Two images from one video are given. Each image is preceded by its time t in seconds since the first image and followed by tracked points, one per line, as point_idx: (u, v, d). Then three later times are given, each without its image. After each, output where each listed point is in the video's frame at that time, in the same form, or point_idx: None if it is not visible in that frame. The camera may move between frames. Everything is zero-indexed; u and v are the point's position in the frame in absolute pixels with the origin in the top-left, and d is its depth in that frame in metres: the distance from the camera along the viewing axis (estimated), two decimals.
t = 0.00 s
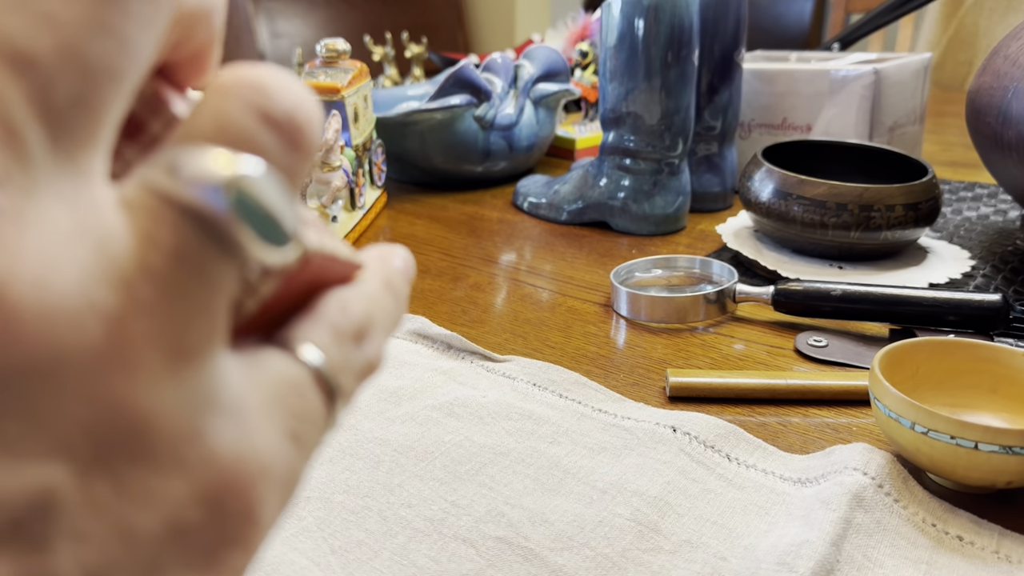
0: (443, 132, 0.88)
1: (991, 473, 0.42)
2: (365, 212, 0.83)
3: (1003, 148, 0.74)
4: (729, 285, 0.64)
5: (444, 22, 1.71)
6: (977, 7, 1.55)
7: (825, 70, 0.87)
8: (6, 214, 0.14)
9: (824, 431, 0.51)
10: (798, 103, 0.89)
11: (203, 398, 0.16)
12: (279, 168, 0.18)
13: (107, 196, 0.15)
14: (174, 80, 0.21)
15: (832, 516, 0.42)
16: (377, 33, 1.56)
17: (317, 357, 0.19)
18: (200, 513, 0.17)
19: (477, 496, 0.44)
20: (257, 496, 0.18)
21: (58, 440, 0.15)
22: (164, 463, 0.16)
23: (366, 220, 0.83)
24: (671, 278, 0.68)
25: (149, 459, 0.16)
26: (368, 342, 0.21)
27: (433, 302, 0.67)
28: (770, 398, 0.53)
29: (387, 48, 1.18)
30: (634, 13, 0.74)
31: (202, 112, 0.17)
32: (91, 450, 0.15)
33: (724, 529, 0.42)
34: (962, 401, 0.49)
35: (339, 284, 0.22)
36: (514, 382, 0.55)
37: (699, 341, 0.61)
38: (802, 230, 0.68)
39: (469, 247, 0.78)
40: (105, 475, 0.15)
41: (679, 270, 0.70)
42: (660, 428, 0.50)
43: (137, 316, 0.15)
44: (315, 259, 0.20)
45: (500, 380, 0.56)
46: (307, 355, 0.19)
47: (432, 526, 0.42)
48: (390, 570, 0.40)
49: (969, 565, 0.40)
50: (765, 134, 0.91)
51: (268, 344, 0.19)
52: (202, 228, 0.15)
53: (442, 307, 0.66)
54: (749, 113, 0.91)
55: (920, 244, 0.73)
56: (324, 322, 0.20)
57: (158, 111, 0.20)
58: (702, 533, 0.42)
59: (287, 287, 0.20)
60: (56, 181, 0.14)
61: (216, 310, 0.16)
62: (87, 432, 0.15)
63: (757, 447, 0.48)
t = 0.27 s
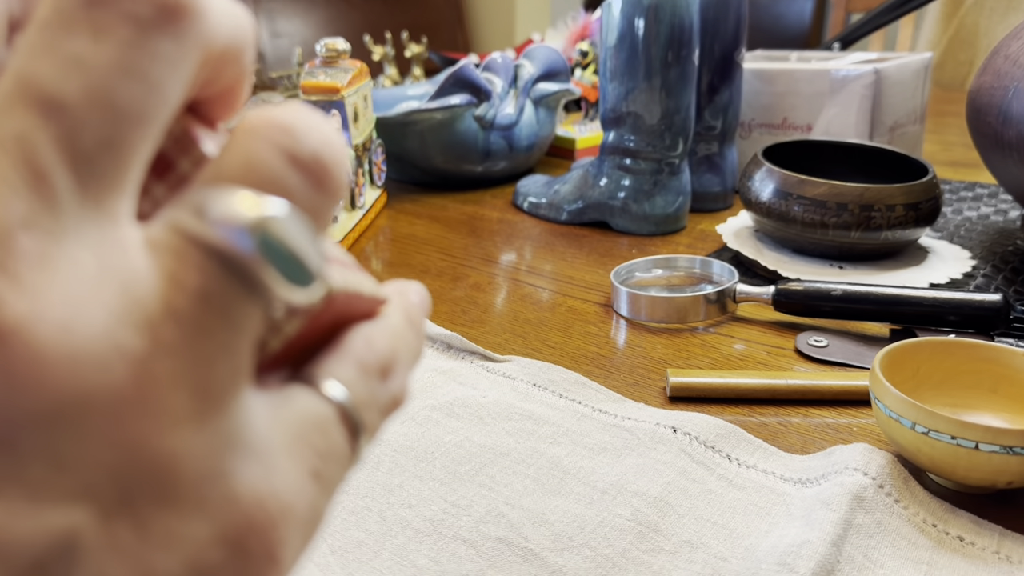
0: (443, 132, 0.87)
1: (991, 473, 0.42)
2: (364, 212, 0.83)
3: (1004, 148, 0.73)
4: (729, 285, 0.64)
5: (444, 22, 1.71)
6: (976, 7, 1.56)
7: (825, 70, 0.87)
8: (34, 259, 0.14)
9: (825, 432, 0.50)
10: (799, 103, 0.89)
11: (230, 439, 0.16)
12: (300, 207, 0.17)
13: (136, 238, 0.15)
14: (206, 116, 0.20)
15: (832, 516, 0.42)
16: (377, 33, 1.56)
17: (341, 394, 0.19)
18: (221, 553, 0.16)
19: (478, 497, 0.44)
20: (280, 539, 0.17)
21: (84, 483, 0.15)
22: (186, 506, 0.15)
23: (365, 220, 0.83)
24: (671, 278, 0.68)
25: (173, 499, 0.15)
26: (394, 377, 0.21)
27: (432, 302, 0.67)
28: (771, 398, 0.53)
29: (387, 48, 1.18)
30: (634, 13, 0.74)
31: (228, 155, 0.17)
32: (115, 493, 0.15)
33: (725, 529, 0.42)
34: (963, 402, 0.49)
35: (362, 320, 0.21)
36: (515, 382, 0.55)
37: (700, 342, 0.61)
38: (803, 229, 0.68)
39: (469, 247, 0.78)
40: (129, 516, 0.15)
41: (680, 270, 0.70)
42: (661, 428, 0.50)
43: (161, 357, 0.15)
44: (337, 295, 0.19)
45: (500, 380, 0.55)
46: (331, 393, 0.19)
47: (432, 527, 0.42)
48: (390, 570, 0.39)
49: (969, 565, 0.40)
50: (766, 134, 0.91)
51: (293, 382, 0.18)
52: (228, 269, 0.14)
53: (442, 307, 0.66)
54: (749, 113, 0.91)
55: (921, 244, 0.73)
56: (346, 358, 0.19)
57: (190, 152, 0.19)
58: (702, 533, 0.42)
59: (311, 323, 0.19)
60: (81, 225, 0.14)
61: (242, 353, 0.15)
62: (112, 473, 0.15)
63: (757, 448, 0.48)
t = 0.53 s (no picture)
0: (442, 131, 0.87)
1: (992, 473, 0.42)
2: (364, 212, 0.83)
3: (1005, 147, 0.73)
4: (730, 285, 0.64)
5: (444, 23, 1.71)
6: (977, 7, 1.55)
7: (826, 69, 0.87)
8: (23, 280, 0.14)
9: (826, 432, 0.50)
10: (799, 103, 0.88)
11: (219, 448, 0.16)
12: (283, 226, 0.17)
13: (122, 260, 0.15)
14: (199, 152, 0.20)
15: (833, 517, 0.42)
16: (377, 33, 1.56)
17: (342, 408, 0.19)
18: (210, 562, 0.16)
19: (478, 497, 0.44)
20: (273, 548, 0.17)
21: (73, 491, 0.14)
22: (174, 511, 0.15)
23: (365, 220, 0.83)
24: (672, 278, 0.68)
25: (162, 505, 0.15)
26: (399, 389, 0.21)
27: (432, 302, 0.67)
28: (771, 399, 0.53)
29: (387, 47, 1.18)
30: (634, 12, 0.74)
31: (209, 179, 0.17)
32: (105, 500, 0.15)
33: (727, 530, 0.42)
34: (964, 402, 0.49)
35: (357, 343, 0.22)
36: (515, 383, 0.55)
37: (700, 342, 0.61)
38: (804, 229, 0.68)
39: (469, 247, 0.78)
40: (117, 524, 0.15)
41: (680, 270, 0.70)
42: (662, 429, 0.49)
43: (149, 372, 0.15)
44: (316, 319, 0.20)
45: (500, 380, 0.55)
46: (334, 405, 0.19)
47: (433, 527, 0.42)
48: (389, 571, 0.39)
49: (970, 566, 0.40)
50: (767, 133, 0.91)
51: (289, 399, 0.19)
52: (212, 285, 0.15)
53: (442, 307, 0.66)
54: (750, 112, 0.91)
55: (921, 244, 0.73)
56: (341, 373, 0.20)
57: (178, 180, 0.19)
58: (703, 534, 0.42)
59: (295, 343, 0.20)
60: (69, 249, 0.15)
61: (231, 362, 0.16)
62: (101, 482, 0.15)
63: (758, 448, 0.48)
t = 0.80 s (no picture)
0: (442, 132, 0.87)
1: (991, 473, 0.42)
2: (364, 211, 0.83)
3: (1004, 148, 0.73)
4: (730, 285, 0.64)
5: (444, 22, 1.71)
6: (975, 7, 1.56)
7: (825, 70, 0.87)
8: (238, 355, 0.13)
9: (826, 432, 0.50)
10: (799, 103, 0.89)
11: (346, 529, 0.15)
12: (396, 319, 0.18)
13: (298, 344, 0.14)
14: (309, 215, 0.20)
15: (833, 516, 0.42)
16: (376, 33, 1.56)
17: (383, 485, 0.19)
18: None
19: (478, 496, 0.44)
20: None
21: None
22: None
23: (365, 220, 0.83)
24: (671, 278, 0.68)
25: None
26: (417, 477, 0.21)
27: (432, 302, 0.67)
28: (771, 399, 0.53)
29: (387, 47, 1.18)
30: (634, 13, 0.74)
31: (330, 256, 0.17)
32: None
33: (725, 529, 0.42)
34: (963, 402, 0.49)
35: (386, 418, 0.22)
36: (515, 382, 0.55)
37: (700, 342, 0.61)
38: (803, 230, 0.68)
39: (469, 247, 0.78)
40: None
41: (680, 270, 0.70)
42: (661, 429, 0.50)
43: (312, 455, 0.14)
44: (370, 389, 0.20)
45: (500, 380, 0.55)
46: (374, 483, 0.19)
47: (433, 527, 0.42)
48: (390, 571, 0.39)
49: (970, 565, 0.40)
50: (766, 134, 0.91)
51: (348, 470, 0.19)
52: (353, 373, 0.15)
53: (442, 307, 0.66)
54: (750, 113, 0.91)
55: (921, 244, 0.73)
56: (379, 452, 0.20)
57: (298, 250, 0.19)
58: (702, 533, 0.42)
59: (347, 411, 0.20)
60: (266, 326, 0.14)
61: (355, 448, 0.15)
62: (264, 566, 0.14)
63: (757, 448, 0.48)
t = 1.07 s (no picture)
0: (442, 132, 0.88)
1: (990, 473, 0.42)
2: (364, 212, 0.83)
3: (1003, 148, 0.74)
4: (729, 285, 0.64)
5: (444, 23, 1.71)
6: (975, 7, 1.56)
7: (825, 70, 0.87)
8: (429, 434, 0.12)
9: (825, 432, 0.50)
10: (799, 103, 0.89)
11: None
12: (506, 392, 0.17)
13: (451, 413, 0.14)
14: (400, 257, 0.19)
15: (832, 516, 0.42)
16: (377, 33, 1.56)
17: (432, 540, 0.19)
18: None
19: (478, 496, 0.44)
20: None
21: None
22: None
23: (365, 220, 0.83)
24: (671, 278, 0.68)
25: None
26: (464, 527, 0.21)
27: (433, 302, 0.67)
28: (770, 398, 0.53)
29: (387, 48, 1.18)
30: (634, 13, 0.74)
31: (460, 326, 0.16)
32: None
33: (725, 529, 0.42)
34: (963, 402, 0.49)
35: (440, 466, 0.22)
36: (514, 382, 0.55)
37: (700, 341, 0.61)
38: (802, 229, 0.68)
39: (469, 247, 0.78)
40: None
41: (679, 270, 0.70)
42: (661, 428, 0.50)
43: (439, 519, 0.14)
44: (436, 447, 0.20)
45: (500, 380, 0.56)
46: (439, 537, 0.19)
47: (432, 526, 0.42)
48: (390, 570, 0.40)
49: (969, 565, 0.40)
50: (766, 134, 0.91)
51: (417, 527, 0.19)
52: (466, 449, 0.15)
53: (442, 307, 0.66)
54: (750, 113, 0.91)
55: (920, 244, 0.73)
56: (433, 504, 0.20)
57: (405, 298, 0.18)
58: (702, 533, 0.42)
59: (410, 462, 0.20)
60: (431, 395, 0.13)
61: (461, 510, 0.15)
62: None
63: (757, 448, 0.48)
